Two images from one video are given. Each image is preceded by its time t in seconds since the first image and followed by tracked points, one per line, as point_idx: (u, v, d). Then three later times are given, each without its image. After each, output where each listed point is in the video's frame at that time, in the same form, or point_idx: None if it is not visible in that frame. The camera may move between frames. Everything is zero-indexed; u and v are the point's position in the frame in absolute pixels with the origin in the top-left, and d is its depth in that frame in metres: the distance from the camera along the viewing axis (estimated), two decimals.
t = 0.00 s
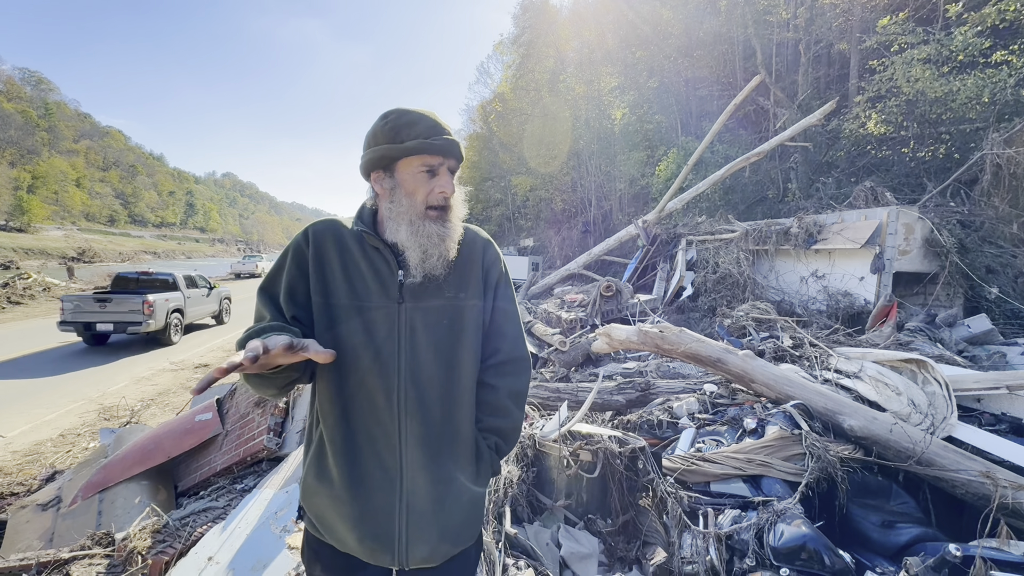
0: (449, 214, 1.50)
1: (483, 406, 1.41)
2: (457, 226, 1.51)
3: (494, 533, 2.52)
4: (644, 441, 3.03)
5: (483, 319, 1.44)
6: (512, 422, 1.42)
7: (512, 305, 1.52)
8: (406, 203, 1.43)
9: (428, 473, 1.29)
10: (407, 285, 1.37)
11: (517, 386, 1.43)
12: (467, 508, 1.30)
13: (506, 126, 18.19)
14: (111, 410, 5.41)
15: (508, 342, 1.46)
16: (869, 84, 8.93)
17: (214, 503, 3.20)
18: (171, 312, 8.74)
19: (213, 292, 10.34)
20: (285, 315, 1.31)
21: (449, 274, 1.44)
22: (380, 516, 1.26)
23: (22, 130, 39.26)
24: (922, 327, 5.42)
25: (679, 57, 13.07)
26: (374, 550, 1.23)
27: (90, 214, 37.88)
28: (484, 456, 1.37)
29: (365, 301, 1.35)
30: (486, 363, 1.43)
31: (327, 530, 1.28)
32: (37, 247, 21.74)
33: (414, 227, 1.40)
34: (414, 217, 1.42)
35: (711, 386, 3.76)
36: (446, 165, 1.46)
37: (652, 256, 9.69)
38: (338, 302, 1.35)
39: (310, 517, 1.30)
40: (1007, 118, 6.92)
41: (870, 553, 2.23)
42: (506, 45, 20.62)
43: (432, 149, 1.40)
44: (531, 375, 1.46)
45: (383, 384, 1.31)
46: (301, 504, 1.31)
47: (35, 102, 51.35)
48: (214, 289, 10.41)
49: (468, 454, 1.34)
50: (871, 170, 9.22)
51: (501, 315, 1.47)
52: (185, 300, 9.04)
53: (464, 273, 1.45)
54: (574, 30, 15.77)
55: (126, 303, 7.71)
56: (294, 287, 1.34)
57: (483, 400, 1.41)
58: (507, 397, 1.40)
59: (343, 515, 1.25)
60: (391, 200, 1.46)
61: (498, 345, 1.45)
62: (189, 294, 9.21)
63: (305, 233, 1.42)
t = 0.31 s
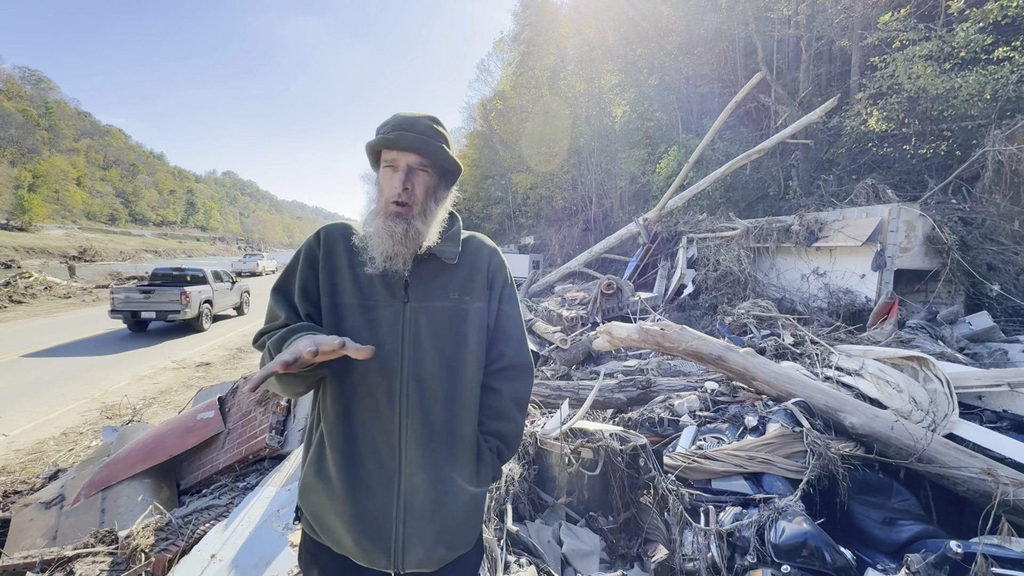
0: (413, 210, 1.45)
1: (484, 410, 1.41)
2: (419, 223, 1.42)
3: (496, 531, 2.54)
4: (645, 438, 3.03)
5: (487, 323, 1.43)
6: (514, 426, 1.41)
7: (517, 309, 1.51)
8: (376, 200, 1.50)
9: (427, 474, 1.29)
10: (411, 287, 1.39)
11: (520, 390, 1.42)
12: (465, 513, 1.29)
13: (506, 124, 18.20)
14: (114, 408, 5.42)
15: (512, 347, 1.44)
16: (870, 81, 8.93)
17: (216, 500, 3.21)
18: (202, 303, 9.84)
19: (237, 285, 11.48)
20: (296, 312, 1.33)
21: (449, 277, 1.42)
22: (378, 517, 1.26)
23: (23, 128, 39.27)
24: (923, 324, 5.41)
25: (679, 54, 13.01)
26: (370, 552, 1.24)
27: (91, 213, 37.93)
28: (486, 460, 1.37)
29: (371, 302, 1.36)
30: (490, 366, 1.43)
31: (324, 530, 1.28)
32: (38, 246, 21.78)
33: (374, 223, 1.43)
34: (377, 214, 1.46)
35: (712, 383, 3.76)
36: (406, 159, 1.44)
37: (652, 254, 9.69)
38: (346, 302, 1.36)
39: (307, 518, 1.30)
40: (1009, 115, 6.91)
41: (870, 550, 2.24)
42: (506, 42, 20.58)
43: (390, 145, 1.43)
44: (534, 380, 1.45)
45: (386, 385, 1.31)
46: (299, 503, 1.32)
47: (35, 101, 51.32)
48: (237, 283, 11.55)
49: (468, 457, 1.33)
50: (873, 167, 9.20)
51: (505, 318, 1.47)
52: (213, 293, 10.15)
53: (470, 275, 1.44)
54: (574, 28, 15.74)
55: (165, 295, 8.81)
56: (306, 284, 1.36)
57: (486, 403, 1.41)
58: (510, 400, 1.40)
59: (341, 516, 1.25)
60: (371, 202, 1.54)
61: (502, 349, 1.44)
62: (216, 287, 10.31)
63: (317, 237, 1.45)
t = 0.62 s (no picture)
0: (438, 219, 1.49)
1: (487, 410, 1.41)
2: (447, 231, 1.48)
3: (497, 529, 2.54)
4: (647, 437, 3.03)
5: (487, 324, 1.43)
6: (517, 427, 1.42)
7: (517, 310, 1.51)
8: (396, 209, 1.46)
9: (433, 473, 1.29)
10: (412, 289, 1.38)
11: (521, 391, 1.43)
12: (473, 513, 1.29)
13: (507, 122, 18.19)
14: (117, 407, 5.44)
15: (513, 347, 1.44)
16: (872, 78, 8.89)
17: (219, 499, 3.21)
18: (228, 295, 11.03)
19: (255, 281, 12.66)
20: (292, 317, 1.32)
21: (452, 281, 1.43)
22: (384, 518, 1.25)
23: (25, 128, 39.36)
24: (926, 322, 5.40)
25: (680, 51, 12.97)
26: (378, 554, 1.23)
27: (93, 212, 38.02)
28: (490, 459, 1.37)
29: (372, 306, 1.36)
30: (492, 367, 1.43)
31: (331, 534, 1.27)
32: (40, 245, 21.88)
33: (400, 231, 1.42)
34: (402, 221, 1.45)
35: (714, 382, 3.77)
36: (432, 167, 1.47)
37: (654, 252, 9.67)
38: (345, 305, 1.35)
39: (314, 522, 1.29)
40: (1012, 111, 6.86)
41: (872, 548, 2.24)
42: (507, 40, 20.54)
43: (413, 151, 1.45)
44: (535, 380, 1.46)
45: (391, 387, 1.31)
46: (305, 508, 1.31)
47: (36, 101, 51.36)
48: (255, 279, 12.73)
49: (473, 456, 1.33)
50: (875, 164, 9.17)
51: (506, 319, 1.47)
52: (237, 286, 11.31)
53: (470, 277, 1.45)
54: (575, 25, 15.69)
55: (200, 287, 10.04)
56: (304, 288, 1.35)
57: (488, 404, 1.41)
58: (512, 401, 1.41)
59: (347, 517, 1.25)
60: (384, 209, 1.50)
61: (503, 350, 1.44)
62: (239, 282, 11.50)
63: (314, 242, 1.44)
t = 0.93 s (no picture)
0: (419, 211, 1.46)
1: (487, 409, 1.42)
2: (428, 224, 1.44)
3: (499, 527, 2.55)
4: (649, 435, 3.03)
5: (487, 323, 1.43)
6: (518, 425, 1.42)
7: (517, 309, 1.51)
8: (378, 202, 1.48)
9: (432, 471, 1.29)
10: (412, 289, 1.39)
11: (522, 390, 1.43)
12: (472, 512, 1.29)
13: (509, 120, 18.18)
14: (120, 405, 5.46)
15: (513, 346, 1.44)
16: (875, 75, 8.85)
17: (222, 497, 3.23)
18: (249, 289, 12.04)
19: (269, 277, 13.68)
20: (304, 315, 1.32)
21: (451, 282, 1.43)
22: (384, 515, 1.26)
23: (28, 128, 39.46)
24: (929, 320, 5.37)
25: (683, 49, 12.93)
26: (377, 552, 1.23)
27: (95, 211, 38.14)
28: (491, 458, 1.37)
29: (371, 305, 1.36)
30: (492, 366, 1.43)
31: (331, 531, 1.27)
32: (44, 244, 21.97)
33: (381, 226, 1.42)
34: (383, 215, 1.45)
35: (716, 380, 3.76)
36: (409, 157, 1.44)
37: (656, 250, 9.65)
38: (348, 306, 1.35)
39: (314, 519, 1.30)
40: (1016, 108, 6.81)
41: (874, 546, 2.24)
42: (508, 38, 20.49)
43: (392, 144, 1.44)
44: (536, 378, 1.46)
45: (391, 386, 1.31)
46: (305, 505, 1.31)
47: (39, 101, 51.54)
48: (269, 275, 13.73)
49: (473, 455, 1.33)
50: (878, 162, 9.13)
51: (505, 319, 1.47)
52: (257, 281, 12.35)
53: (470, 275, 1.45)
54: (576, 23, 15.62)
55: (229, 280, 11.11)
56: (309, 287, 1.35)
57: (488, 403, 1.41)
58: (512, 399, 1.41)
59: (346, 515, 1.25)
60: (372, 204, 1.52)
61: (503, 349, 1.44)
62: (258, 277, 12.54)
63: (315, 238, 1.44)
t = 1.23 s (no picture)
0: (389, 184, 1.47)
1: (489, 397, 1.41)
2: (395, 195, 1.43)
3: (501, 525, 2.55)
4: (651, 433, 3.02)
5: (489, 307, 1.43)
6: (520, 415, 1.41)
7: (519, 293, 1.51)
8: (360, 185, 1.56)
9: (432, 458, 1.29)
10: (411, 271, 1.41)
11: (524, 376, 1.42)
12: (471, 500, 1.28)
13: (511, 118, 18.17)
14: (125, 403, 5.50)
15: (515, 331, 1.45)
16: (880, 72, 8.79)
17: (226, 494, 3.24)
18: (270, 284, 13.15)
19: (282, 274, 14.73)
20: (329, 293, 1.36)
21: (449, 263, 1.43)
22: (383, 501, 1.26)
23: (33, 127, 39.66)
24: (933, 318, 5.34)
25: (685, 46, 12.89)
26: (375, 537, 1.23)
27: (99, 211, 38.34)
28: (492, 448, 1.36)
29: (372, 286, 1.40)
30: (495, 353, 1.44)
31: (332, 514, 1.29)
32: (50, 244, 22.11)
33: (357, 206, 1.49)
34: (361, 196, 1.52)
35: (719, 378, 3.76)
36: (373, 137, 1.48)
37: (659, 248, 9.63)
38: (354, 290, 1.39)
39: (316, 502, 1.32)
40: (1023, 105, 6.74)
41: (878, 545, 2.23)
42: (510, 36, 20.42)
43: (361, 131, 1.53)
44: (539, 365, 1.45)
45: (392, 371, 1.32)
46: (308, 488, 1.33)
47: (43, 101, 51.78)
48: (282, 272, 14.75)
49: (473, 442, 1.33)
50: (882, 159, 9.06)
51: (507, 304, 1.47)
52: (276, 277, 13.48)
53: (470, 259, 1.45)
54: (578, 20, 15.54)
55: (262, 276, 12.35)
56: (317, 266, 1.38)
57: (490, 391, 1.41)
58: (514, 387, 1.40)
59: (346, 499, 1.26)
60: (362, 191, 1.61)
61: (505, 332, 1.45)
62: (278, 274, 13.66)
63: (324, 225, 1.53)
